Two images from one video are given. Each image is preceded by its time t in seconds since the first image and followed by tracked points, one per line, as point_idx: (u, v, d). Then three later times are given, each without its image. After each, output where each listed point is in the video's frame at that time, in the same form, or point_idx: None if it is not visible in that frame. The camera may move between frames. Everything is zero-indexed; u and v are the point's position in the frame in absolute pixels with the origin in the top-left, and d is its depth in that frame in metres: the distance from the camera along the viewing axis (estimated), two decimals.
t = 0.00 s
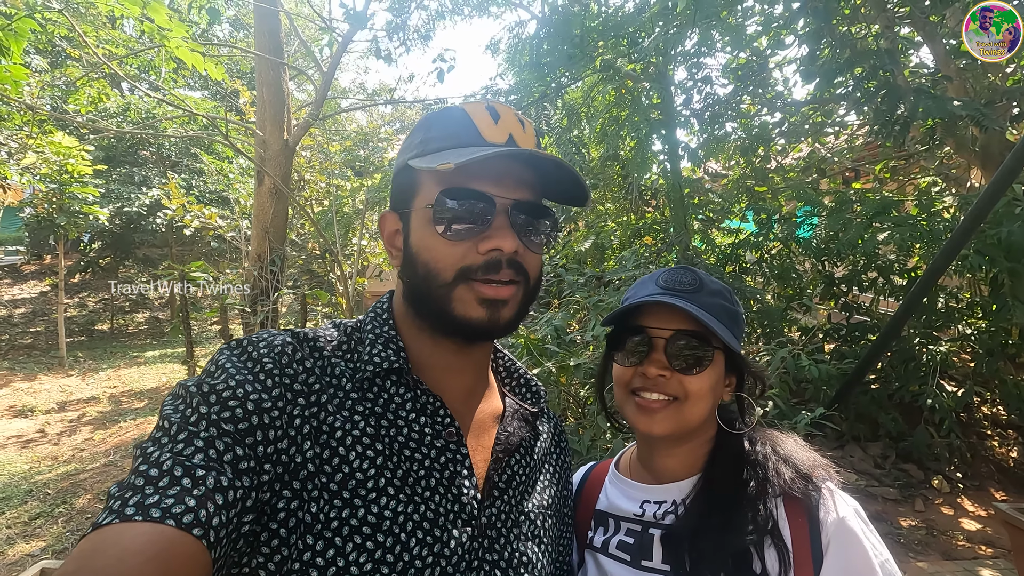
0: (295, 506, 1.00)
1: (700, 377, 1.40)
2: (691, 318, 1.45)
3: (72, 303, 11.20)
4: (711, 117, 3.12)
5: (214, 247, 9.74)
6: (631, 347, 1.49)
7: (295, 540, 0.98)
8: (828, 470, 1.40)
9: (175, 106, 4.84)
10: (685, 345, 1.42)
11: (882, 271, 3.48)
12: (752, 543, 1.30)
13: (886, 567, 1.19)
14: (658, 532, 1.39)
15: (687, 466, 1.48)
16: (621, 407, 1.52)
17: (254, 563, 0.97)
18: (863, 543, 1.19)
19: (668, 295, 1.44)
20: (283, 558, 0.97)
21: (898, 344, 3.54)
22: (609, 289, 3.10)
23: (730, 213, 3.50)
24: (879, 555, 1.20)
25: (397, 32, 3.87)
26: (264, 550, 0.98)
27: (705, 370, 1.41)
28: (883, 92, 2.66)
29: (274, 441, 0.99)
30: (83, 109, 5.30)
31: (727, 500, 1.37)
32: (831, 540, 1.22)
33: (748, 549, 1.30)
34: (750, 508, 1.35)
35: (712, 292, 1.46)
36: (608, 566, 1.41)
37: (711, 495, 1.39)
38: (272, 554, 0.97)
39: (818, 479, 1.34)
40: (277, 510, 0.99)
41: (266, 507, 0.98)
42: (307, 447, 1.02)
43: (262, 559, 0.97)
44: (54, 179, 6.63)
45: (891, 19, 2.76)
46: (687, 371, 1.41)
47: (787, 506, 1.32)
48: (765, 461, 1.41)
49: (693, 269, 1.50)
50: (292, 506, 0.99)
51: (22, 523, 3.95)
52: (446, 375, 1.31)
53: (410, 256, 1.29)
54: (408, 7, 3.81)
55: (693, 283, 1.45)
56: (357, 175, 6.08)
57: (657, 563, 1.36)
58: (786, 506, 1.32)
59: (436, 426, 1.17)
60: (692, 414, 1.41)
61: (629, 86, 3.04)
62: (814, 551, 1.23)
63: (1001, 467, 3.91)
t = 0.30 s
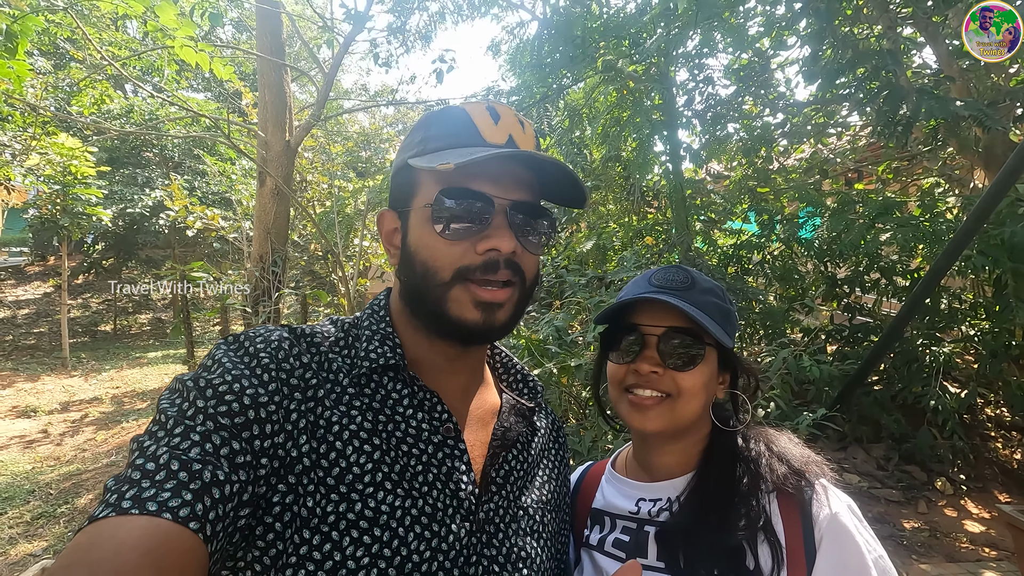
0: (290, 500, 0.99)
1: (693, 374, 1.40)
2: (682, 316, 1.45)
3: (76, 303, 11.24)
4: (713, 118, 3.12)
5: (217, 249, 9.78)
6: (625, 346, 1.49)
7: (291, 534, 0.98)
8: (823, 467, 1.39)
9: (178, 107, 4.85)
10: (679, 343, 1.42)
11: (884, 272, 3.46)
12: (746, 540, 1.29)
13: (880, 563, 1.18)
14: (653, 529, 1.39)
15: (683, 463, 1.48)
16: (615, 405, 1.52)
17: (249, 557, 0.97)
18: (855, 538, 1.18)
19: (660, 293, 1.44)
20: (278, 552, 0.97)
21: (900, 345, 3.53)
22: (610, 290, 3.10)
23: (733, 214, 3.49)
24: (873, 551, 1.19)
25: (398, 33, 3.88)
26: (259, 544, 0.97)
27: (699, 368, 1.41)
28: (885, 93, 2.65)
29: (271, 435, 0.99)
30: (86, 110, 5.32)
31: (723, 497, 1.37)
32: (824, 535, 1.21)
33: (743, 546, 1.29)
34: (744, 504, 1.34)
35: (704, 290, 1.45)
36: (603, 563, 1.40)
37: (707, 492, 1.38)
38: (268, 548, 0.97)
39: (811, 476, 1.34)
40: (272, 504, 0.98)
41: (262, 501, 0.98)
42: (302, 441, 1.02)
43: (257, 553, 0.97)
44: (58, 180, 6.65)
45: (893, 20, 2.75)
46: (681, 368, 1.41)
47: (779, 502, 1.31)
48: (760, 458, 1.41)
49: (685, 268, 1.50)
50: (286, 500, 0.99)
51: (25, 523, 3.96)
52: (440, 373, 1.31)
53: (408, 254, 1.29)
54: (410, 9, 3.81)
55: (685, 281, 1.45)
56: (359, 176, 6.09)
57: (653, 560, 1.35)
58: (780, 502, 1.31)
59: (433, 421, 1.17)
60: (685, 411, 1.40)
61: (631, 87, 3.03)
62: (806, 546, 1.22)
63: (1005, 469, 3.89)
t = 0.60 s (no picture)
0: (285, 495, 0.99)
1: (693, 370, 1.40)
2: (682, 312, 1.45)
3: (77, 304, 11.26)
4: (714, 118, 3.11)
5: (219, 249, 9.80)
6: (626, 343, 1.48)
7: (285, 530, 0.98)
8: (823, 465, 1.39)
9: (179, 107, 4.85)
10: (680, 341, 1.42)
11: (886, 272, 3.45)
12: (745, 538, 1.29)
13: (880, 562, 1.18)
14: (652, 527, 1.39)
15: (682, 460, 1.48)
16: (614, 402, 1.51)
17: (244, 552, 0.97)
18: (855, 537, 1.18)
19: (659, 289, 1.44)
20: (273, 547, 0.97)
21: (902, 345, 3.53)
22: (611, 290, 3.10)
23: (733, 214, 3.49)
24: (872, 550, 1.19)
25: (398, 33, 3.88)
26: (253, 539, 0.97)
27: (699, 365, 1.41)
28: (886, 93, 2.63)
29: (268, 430, 0.99)
30: (88, 110, 5.33)
31: (722, 494, 1.36)
32: (824, 534, 1.21)
33: (741, 544, 1.29)
34: (743, 501, 1.34)
35: (703, 287, 1.45)
36: (602, 561, 1.40)
37: (706, 489, 1.38)
38: (261, 543, 0.97)
39: (812, 474, 1.33)
40: (268, 499, 0.98)
41: (257, 496, 0.98)
42: (298, 436, 1.02)
43: (251, 548, 0.97)
44: (59, 181, 6.67)
45: (894, 20, 2.74)
46: (682, 365, 1.40)
47: (779, 501, 1.31)
48: (760, 455, 1.41)
49: (685, 265, 1.50)
50: (281, 495, 0.99)
51: (26, 522, 3.96)
52: (440, 369, 1.30)
53: (407, 250, 1.29)
54: (410, 9, 3.81)
55: (685, 278, 1.45)
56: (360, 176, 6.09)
57: (651, 558, 1.35)
58: (780, 501, 1.31)
59: (431, 418, 1.17)
60: (685, 407, 1.40)
61: (631, 87, 3.03)
62: (806, 545, 1.22)
63: (1008, 469, 3.88)
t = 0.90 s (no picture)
0: (285, 499, 0.99)
1: (698, 375, 1.39)
2: (688, 316, 1.45)
3: (77, 305, 11.25)
4: (714, 119, 3.11)
5: (218, 249, 9.81)
6: (630, 347, 1.48)
7: (285, 534, 0.98)
8: (828, 469, 1.39)
9: (178, 108, 4.85)
10: (685, 345, 1.41)
11: (886, 273, 3.44)
12: (749, 540, 1.29)
13: (887, 567, 1.17)
14: (656, 530, 1.38)
15: (685, 464, 1.47)
16: (620, 407, 1.51)
17: (243, 556, 0.97)
18: (861, 542, 1.18)
19: (664, 293, 1.44)
20: (272, 551, 0.97)
21: (901, 346, 3.53)
22: (610, 292, 3.09)
23: (733, 215, 3.49)
24: (879, 555, 1.19)
25: (397, 33, 3.88)
26: (253, 542, 0.97)
27: (703, 369, 1.40)
28: (886, 94, 2.63)
29: (269, 433, 0.98)
30: (87, 111, 5.33)
31: (725, 498, 1.36)
32: (830, 539, 1.21)
33: (745, 548, 1.28)
34: (747, 505, 1.33)
35: (709, 291, 1.45)
36: (605, 564, 1.39)
37: (709, 493, 1.38)
38: (261, 547, 0.97)
39: (818, 478, 1.33)
40: (268, 503, 0.98)
41: (257, 499, 0.97)
42: (299, 440, 1.02)
43: (251, 552, 0.96)
44: (58, 182, 6.66)
45: (894, 21, 2.74)
46: (684, 369, 1.40)
47: (785, 505, 1.31)
48: (765, 460, 1.40)
49: (691, 268, 1.50)
50: (282, 499, 0.99)
51: (25, 524, 3.95)
52: (437, 371, 1.31)
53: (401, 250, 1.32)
54: (410, 10, 3.81)
55: (690, 282, 1.45)
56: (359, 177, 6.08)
57: (654, 561, 1.34)
58: (784, 505, 1.30)
59: (432, 422, 1.16)
60: (690, 412, 1.39)
61: (631, 88, 3.02)
62: (812, 549, 1.22)
63: (1007, 470, 3.88)
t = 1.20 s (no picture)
0: (287, 503, 0.98)
1: (699, 380, 1.39)
2: (689, 320, 1.44)
3: (76, 306, 11.24)
4: (714, 121, 3.11)
5: (218, 251, 9.81)
6: (630, 351, 1.48)
7: (286, 538, 0.97)
8: (831, 472, 1.38)
9: (178, 109, 4.85)
10: (686, 348, 1.41)
11: (886, 275, 3.44)
12: (753, 545, 1.28)
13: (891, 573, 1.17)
14: (658, 535, 1.38)
15: (688, 469, 1.47)
16: (621, 412, 1.50)
17: (245, 559, 0.96)
18: (866, 547, 1.17)
19: (665, 297, 1.44)
20: (274, 555, 0.96)
21: (902, 347, 3.52)
22: (611, 293, 3.09)
23: (733, 217, 3.49)
24: (884, 560, 1.18)
25: (396, 34, 3.87)
26: (254, 546, 0.96)
27: (704, 373, 1.40)
28: (886, 96, 2.63)
29: (272, 437, 0.98)
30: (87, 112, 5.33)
31: (728, 503, 1.35)
32: (834, 544, 1.20)
33: (749, 553, 1.28)
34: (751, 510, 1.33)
35: (709, 294, 1.46)
36: (607, 569, 1.39)
37: (712, 498, 1.37)
38: (263, 551, 0.96)
39: (821, 482, 1.33)
40: (270, 506, 0.97)
41: (259, 503, 0.97)
42: (301, 443, 1.02)
43: (252, 555, 0.96)
44: (58, 183, 6.66)
45: (894, 22, 2.74)
46: (684, 372, 1.40)
47: (787, 508, 1.30)
48: (768, 464, 1.40)
49: (691, 271, 1.50)
50: (283, 503, 0.98)
51: (23, 526, 3.94)
52: (438, 377, 1.31)
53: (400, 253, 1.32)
54: (410, 11, 3.81)
55: (690, 285, 1.46)
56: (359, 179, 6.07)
57: (657, 566, 1.34)
58: (788, 509, 1.30)
59: (433, 426, 1.16)
60: (692, 417, 1.39)
61: (630, 90, 3.02)
62: (816, 554, 1.21)
63: (1008, 472, 3.88)
